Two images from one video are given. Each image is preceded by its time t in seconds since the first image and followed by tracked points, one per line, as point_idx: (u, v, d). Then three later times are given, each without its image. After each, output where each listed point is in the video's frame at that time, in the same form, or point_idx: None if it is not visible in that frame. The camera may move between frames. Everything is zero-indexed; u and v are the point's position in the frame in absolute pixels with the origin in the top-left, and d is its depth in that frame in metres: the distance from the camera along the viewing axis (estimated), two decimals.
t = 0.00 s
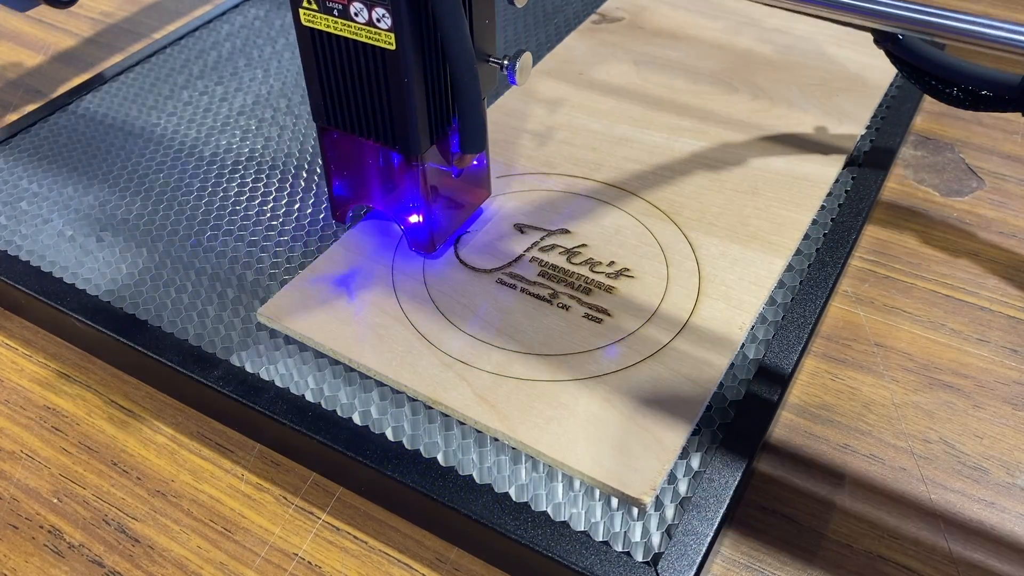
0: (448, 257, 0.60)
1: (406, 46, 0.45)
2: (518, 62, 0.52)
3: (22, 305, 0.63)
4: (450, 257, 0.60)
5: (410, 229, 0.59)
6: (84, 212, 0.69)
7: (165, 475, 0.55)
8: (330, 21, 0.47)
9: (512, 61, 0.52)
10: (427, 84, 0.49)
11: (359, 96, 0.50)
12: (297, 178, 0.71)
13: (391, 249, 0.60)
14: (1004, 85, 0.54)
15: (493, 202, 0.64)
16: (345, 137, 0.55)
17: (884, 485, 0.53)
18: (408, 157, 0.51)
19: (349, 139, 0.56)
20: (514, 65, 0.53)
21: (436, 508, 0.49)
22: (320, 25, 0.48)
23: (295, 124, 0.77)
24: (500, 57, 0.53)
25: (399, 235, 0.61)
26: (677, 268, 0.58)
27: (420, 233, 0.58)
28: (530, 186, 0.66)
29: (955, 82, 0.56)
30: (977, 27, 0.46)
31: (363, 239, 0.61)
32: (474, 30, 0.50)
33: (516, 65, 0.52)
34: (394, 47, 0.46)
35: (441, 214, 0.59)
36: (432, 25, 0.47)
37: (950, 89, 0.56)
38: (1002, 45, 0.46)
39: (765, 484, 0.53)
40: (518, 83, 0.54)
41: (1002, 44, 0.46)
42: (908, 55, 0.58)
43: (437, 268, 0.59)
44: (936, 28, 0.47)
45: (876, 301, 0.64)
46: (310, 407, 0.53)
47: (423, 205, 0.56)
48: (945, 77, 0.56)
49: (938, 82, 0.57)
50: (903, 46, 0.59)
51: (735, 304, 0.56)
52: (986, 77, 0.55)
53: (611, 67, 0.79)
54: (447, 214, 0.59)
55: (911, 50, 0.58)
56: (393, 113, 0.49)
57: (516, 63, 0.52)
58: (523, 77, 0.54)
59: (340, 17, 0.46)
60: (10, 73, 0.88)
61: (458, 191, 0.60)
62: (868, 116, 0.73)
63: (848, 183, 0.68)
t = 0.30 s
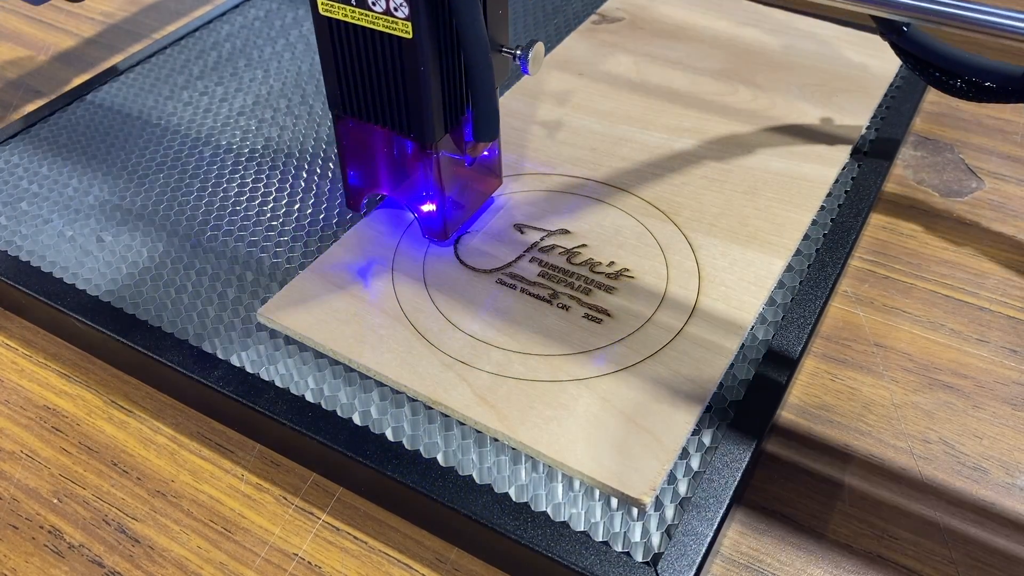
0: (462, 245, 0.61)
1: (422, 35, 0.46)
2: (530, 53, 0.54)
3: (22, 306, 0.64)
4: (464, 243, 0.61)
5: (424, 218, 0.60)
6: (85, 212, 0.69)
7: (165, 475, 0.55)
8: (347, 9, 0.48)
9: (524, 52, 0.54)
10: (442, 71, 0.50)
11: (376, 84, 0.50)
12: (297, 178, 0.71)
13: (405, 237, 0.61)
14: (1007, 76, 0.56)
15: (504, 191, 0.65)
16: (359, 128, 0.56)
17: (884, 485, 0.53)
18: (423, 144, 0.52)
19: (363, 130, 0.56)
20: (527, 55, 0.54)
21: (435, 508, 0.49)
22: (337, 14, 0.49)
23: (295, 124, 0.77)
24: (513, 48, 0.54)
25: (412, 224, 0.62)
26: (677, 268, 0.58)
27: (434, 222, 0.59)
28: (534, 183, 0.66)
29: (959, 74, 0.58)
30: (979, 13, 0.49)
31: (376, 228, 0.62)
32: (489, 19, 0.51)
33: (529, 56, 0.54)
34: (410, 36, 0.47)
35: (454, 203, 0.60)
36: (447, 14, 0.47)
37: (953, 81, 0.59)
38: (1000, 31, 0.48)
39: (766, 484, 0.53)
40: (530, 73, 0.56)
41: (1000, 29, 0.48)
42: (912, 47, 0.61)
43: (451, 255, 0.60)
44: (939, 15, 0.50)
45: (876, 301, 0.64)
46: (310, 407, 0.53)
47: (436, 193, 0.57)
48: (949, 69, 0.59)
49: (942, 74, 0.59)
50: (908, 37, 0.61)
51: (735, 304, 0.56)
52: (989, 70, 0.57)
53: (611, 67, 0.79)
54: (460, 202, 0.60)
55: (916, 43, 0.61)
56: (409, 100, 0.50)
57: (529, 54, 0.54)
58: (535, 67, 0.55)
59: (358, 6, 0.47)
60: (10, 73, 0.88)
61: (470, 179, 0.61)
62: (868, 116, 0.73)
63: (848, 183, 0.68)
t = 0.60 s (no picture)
0: (477, 233, 0.62)
1: (441, 25, 0.47)
2: (546, 44, 0.56)
3: (22, 306, 0.64)
4: (477, 232, 0.62)
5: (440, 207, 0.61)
6: (84, 212, 0.69)
7: (165, 475, 0.55)
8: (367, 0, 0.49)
9: (540, 43, 0.56)
10: (460, 62, 0.50)
11: (394, 75, 0.51)
12: (297, 178, 0.71)
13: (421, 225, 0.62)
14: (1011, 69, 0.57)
15: (517, 181, 0.66)
16: (376, 118, 0.58)
17: (884, 485, 0.53)
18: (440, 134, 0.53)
19: (381, 121, 0.58)
20: (543, 46, 0.56)
21: (435, 509, 0.49)
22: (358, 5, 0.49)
23: (295, 124, 0.77)
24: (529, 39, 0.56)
25: (428, 213, 0.63)
26: (677, 268, 0.58)
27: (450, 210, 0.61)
28: (536, 182, 0.66)
29: (964, 68, 0.60)
30: None
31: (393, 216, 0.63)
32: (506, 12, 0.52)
33: (545, 48, 0.56)
34: (429, 26, 0.47)
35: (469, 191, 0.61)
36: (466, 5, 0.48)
37: (957, 73, 0.60)
38: (998, 18, 0.49)
39: (765, 484, 0.53)
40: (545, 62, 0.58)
41: (1001, 17, 0.48)
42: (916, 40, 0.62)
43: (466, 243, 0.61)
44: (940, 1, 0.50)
45: (876, 302, 0.64)
46: (310, 408, 0.53)
47: (451, 180, 0.58)
48: (953, 63, 0.60)
49: (946, 67, 0.61)
50: (913, 31, 0.63)
51: (734, 304, 0.56)
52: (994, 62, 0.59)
53: (611, 68, 0.79)
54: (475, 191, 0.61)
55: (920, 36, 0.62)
56: (426, 91, 0.51)
57: (544, 46, 0.56)
58: (550, 58, 0.58)
59: None
60: (9, 73, 0.88)
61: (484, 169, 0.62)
62: (868, 116, 0.73)
63: (847, 183, 0.68)
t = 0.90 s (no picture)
0: (495, 225, 0.62)
1: (461, 16, 0.48)
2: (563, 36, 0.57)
3: (21, 306, 0.64)
4: (494, 224, 0.62)
5: (457, 200, 0.62)
6: (83, 212, 0.69)
7: (164, 476, 0.55)
8: None
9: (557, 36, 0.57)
10: (479, 53, 0.51)
11: (415, 66, 0.52)
12: (297, 179, 0.71)
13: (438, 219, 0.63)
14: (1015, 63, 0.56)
15: (532, 174, 0.67)
16: (394, 113, 0.59)
17: (884, 486, 0.53)
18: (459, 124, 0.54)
19: (399, 116, 0.59)
20: (559, 39, 0.57)
21: (435, 509, 0.49)
22: None
23: (295, 125, 0.77)
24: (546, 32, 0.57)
25: (444, 207, 0.64)
26: (677, 269, 0.58)
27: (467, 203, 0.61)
28: (539, 182, 0.66)
29: (969, 62, 0.60)
30: None
31: (410, 211, 0.64)
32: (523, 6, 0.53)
33: (562, 40, 0.57)
34: (450, 18, 0.48)
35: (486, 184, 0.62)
36: None
37: (964, 68, 0.60)
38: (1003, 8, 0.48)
39: (765, 485, 0.53)
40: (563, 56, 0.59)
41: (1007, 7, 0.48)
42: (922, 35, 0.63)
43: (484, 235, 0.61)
44: None
45: (875, 302, 0.64)
46: (310, 408, 0.53)
47: (469, 172, 0.59)
48: (959, 58, 0.61)
49: (952, 62, 0.62)
50: (920, 26, 0.63)
51: (733, 304, 0.56)
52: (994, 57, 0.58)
53: (611, 68, 0.79)
54: (491, 183, 0.62)
55: (928, 32, 0.62)
56: (447, 82, 0.52)
57: (561, 38, 0.57)
58: (568, 52, 0.58)
59: None
60: (9, 73, 0.88)
61: (500, 161, 0.63)
62: (867, 117, 0.73)
63: (847, 184, 0.68)
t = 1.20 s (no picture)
0: (512, 218, 0.63)
1: (484, 8, 0.49)
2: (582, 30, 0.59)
3: (20, 307, 0.64)
4: (512, 217, 0.63)
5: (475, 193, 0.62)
6: (84, 212, 0.69)
7: (164, 476, 0.55)
8: None
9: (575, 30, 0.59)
10: (500, 45, 0.52)
11: (436, 59, 0.53)
12: (297, 178, 0.71)
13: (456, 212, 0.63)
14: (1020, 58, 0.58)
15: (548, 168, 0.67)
16: (414, 105, 0.59)
17: (884, 486, 0.53)
18: (479, 117, 0.54)
19: (418, 109, 0.59)
20: (577, 33, 0.59)
21: (434, 510, 0.49)
22: None
23: (295, 125, 0.77)
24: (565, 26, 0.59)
25: (461, 201, 0.64)
26: (677, 269, 0.58)
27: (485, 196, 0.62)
28: (552, 177, 0.67)
29: (975, 58, 0.61)
30: None
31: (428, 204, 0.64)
32: None
33: (580, 35, 0.58)
34: (472, 10, 0.49)
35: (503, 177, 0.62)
36: None
37: (970, 64, 0.61)
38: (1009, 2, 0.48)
39: (765, 485, 0.53)
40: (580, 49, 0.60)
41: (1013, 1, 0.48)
42: (930, 32, 0.62)
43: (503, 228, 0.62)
44: None
45: (875, 302, 0.64)
46: (309, 408, 0.53)
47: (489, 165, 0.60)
48: (965, 54, 0.61)
49: (958, 57, 0.62)
50: (928, 22, 0.62)
51: (733, 304, 0.56)
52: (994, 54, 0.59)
53: (611, 67, 0.79)
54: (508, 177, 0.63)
55: (936, 28, 0.62)
56: (468, 75, 0.52)
57: (580, 33, 0.58)
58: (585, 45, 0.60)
59: None
60: (8, 74, 0.88)
61: (518, 154, 0.64)
62: (867, 116, 0.73)
63: (847, 184, 0.68)
